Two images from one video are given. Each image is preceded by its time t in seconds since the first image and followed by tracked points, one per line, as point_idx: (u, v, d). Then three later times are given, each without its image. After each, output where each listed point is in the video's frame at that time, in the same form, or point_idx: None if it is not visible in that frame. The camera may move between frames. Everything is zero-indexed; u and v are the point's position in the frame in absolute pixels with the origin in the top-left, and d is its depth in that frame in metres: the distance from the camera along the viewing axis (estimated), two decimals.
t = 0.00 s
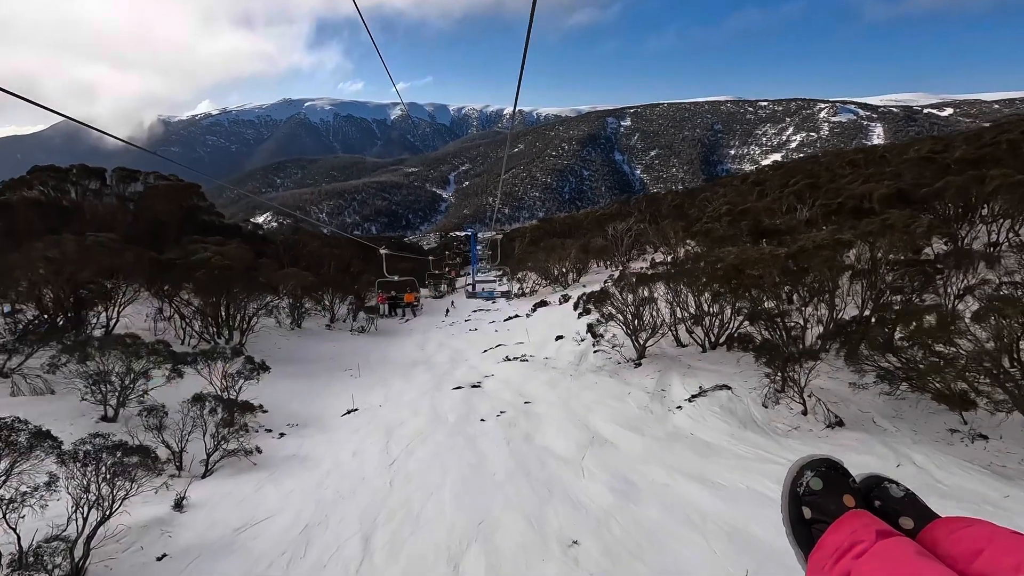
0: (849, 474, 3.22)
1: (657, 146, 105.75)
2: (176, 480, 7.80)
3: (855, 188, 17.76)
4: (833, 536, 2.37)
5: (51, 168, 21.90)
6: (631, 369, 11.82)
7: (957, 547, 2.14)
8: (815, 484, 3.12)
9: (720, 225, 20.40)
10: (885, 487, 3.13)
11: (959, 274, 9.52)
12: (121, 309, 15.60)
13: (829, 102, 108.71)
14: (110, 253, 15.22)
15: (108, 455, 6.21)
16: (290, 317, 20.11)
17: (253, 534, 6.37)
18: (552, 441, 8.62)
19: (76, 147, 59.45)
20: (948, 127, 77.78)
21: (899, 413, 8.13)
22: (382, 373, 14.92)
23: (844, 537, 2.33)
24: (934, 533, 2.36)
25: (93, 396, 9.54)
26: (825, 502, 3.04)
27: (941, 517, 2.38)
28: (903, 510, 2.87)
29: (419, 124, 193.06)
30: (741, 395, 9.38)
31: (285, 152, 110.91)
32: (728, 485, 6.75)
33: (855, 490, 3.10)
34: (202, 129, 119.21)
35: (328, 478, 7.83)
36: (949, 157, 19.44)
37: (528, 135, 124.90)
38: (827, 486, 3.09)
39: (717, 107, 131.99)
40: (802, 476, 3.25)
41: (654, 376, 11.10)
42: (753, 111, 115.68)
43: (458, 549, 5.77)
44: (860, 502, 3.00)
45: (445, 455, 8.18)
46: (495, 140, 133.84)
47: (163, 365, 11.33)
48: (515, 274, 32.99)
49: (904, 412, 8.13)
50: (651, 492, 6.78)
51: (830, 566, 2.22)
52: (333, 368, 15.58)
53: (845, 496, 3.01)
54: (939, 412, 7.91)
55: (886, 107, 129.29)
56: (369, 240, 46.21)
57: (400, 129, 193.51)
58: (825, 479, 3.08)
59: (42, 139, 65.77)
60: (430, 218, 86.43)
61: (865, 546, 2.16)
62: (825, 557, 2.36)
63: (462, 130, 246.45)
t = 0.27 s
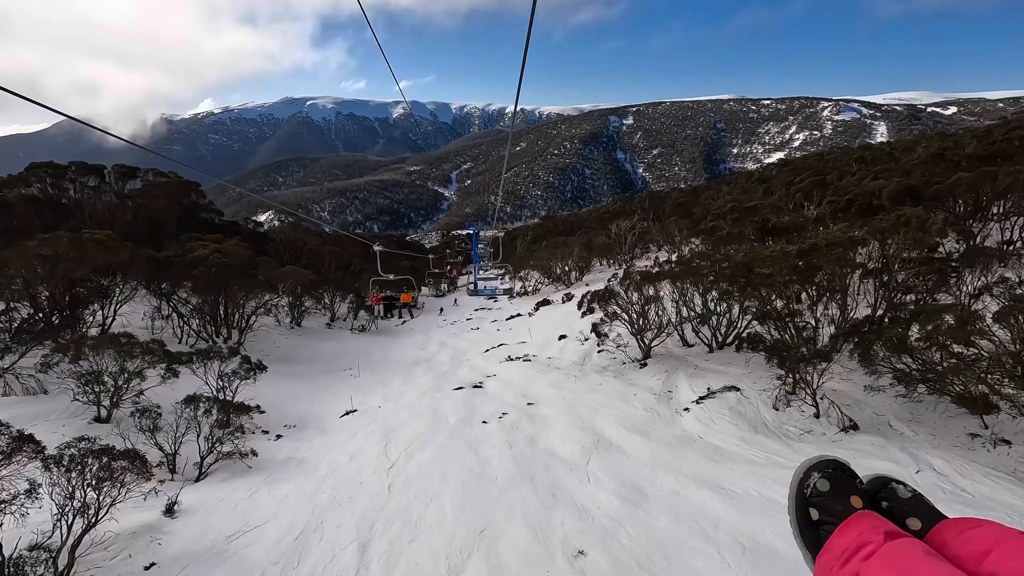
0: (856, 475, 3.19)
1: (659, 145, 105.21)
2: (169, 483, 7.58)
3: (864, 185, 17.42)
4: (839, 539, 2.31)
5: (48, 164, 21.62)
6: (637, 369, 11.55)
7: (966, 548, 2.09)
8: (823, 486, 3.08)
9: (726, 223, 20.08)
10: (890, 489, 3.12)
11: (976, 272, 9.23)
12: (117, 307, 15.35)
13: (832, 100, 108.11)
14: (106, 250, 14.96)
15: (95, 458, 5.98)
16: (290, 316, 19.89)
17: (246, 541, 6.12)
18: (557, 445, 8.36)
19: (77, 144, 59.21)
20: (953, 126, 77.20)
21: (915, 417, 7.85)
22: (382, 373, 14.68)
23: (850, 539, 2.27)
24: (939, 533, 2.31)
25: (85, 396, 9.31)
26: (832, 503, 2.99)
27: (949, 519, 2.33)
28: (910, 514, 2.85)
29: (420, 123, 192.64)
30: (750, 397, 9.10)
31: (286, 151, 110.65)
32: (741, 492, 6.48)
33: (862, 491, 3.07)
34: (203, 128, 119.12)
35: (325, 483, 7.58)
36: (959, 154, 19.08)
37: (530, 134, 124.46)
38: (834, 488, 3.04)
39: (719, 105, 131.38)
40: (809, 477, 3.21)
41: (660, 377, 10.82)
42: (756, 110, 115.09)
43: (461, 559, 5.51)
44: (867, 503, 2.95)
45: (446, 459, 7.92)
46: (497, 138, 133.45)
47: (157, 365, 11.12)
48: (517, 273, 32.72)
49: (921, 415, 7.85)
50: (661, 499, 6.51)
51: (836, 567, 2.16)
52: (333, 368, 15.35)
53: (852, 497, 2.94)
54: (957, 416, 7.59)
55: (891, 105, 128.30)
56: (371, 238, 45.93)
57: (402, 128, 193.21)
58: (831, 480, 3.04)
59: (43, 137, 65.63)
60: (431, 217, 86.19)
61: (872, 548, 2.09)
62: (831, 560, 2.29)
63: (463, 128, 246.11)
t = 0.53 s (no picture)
0: (859, 472, 3.21)
1: (662, 145, 104.75)
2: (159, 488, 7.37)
3: (873, 183, 17.06)
4: (838, 535, 2.25)
5: (46, 162, 21.38)
6: (642, 371, 11.26)
7: (968, 547, 2.03)
8: (823, 482, 3.13)
9: (731, 222, 19.75)
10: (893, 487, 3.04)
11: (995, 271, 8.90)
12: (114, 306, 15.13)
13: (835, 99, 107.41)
14: (101, 248, 14.72)
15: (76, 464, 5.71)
16: (290, 316, 19.66)
17: (236, 552, 5.86)
18: (560, 450, 8.07)
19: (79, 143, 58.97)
20: (958, 125, 76.63)
21: (934, 422, 7.53)
22: (382, 373, 14.42)
23: (850, 534, 2.20)
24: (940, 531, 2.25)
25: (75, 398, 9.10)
26: (833, 499, 3.05)
27: (952, 518, 2.26)
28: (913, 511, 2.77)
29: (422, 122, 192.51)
30: (760, 401, 8.81)
31: (288, 150, 110.47)
32: (755, 502, 6.17)
33: (864, 487, 3.09)
34: (205, 127, 119.12)
35: (320, 489, 7.32)
36: (971, 151, 18.69)
37: (531, 133, 124.34)
38: (836, 484, 3.10)
39: (722, 104, 130.86)
40: (810, 473, 3.26)
41: (666, 379, 10.53)
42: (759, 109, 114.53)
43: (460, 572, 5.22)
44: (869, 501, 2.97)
45: (445, 465, 7.64)
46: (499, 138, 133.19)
47: (151, 365, 10.93)
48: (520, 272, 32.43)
49: (940, 420, 7.54)
50: (669, 509, 6.22)
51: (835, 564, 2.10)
52: (332, 368, 15.11)
53: (853, 494, 2.99)
54: (978, 421, 7.29)
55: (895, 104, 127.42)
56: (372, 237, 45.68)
57: (404, 127, 193.10)
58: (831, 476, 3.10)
59: (46, 136, 65.64)
60: (433, 216, 85.98)
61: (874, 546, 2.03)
62: (830, 556, 2.22)
63: (465, 128, 245.92)
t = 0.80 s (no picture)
0: (857, 474, 3.51)
1: (664, 145, 104.32)
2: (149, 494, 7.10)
3: (882, 181, 16.72)
4: (836, 537, 2.25)
5: (42, 160, 21.09)
6: (647, 374, 10.96)
7: (964, 551, 2.06)
8: (823, 484, 3.42)
9: (737, 222, 19.43)
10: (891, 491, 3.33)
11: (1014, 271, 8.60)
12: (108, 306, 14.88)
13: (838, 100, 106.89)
14: (96, 247, 14.46)
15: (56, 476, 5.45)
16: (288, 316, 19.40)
17: (227, 563, 5.59)
18: (564, 456, 7.80)
19: (79, 142, 58.68)
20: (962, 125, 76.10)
21: (954, 429, 7.23)
22: (381, 375, 14.15)
23: (850, 536, 2.22)
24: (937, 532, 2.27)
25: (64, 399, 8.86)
26: (832, 500, 3.33)
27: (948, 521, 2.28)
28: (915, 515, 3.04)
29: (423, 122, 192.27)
30: (771, 405, 8.51)
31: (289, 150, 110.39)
32: (769, 513, 5.88)
33: (860, 489, 3.39)
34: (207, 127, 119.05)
35: (316, 496, 7.06)
36: (982, 150, 18.33)
37: (533, 134, 124.02)
38: (834, 485, 3.40)
39: (724, 104, 130.48)
40: (811, 474, 3.55)
41: (673, 382, 10.23)
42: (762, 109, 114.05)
43: None
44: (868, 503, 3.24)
45: (444, 471, 7.37)
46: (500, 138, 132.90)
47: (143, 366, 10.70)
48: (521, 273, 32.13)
49: (959, 426, 7.25)
50: (678, 519, 5.94)
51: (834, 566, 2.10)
52: (331, 370, 14.86)
53: (852, 495, 3.29)
54: (1000, 427, 6.98)
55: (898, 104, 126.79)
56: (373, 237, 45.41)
57: (405, 128, 192.92)
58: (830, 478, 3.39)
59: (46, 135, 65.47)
60: (434, 216, 85.66)
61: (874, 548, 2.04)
62: (828, 557, 2.24)
63: (467, 128, 245.70)
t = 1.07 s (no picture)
0: (859, 475, 3.23)
1: (666, 147, 104.09)
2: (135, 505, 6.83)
3: (890, 182, 16.41)
4: (837, 539, 2.09)
5: (39, 160, 20.90)
6: (653, 379, 10.63)
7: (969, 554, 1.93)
8: (823, 485, 3.15)
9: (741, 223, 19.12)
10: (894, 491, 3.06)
11: None
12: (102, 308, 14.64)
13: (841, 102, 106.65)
14: (91, 247, 14.25)
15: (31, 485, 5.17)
16: (286, 318, 19.12)
17: None
18: (568, 465, 7.48)
19: (80, 143, 58.61)
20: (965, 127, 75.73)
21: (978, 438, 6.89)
22: (380, 379, 13.85)
23: (850, 539, 2.06)
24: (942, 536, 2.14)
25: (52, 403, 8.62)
26: (832, 503, 3.08)
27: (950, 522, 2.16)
28: (914, 515, 2.81)
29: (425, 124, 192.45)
30: (784, 413, 8.18)
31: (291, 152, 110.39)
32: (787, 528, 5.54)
33: (863, 491, 3.12)
34: (209, 129, 119.14)
35: (309, 507, 6.76)
36: (992, 151, 17.99)
37: (534, 136, 123.94)
38: (836, 487, 3.13)
39: (726, 107, 130.36)
40: (811, 476, 3.28)
41: (680, 388, 9.90)
42: (764, 111, 113.78)
43: None
44: (869, 505, 3.00)
45: (443, 481, 7.07)
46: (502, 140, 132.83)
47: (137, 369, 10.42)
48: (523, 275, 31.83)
49: (982, 435, 6.92)
50: (690, 533, 5.61)
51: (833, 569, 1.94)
52: (328, 373, 14.57)
53: (853, 497, 3.04)
54: None
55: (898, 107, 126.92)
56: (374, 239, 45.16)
57: (407, 130, 193.06)
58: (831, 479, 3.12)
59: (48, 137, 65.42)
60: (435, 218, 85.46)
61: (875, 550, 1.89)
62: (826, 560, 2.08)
63: (468, 130, 245.87)
